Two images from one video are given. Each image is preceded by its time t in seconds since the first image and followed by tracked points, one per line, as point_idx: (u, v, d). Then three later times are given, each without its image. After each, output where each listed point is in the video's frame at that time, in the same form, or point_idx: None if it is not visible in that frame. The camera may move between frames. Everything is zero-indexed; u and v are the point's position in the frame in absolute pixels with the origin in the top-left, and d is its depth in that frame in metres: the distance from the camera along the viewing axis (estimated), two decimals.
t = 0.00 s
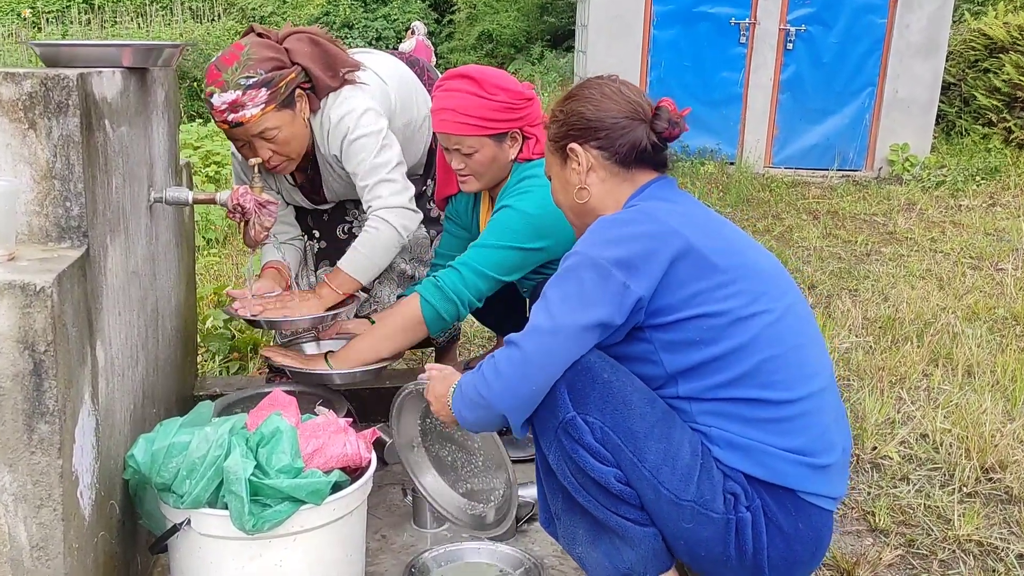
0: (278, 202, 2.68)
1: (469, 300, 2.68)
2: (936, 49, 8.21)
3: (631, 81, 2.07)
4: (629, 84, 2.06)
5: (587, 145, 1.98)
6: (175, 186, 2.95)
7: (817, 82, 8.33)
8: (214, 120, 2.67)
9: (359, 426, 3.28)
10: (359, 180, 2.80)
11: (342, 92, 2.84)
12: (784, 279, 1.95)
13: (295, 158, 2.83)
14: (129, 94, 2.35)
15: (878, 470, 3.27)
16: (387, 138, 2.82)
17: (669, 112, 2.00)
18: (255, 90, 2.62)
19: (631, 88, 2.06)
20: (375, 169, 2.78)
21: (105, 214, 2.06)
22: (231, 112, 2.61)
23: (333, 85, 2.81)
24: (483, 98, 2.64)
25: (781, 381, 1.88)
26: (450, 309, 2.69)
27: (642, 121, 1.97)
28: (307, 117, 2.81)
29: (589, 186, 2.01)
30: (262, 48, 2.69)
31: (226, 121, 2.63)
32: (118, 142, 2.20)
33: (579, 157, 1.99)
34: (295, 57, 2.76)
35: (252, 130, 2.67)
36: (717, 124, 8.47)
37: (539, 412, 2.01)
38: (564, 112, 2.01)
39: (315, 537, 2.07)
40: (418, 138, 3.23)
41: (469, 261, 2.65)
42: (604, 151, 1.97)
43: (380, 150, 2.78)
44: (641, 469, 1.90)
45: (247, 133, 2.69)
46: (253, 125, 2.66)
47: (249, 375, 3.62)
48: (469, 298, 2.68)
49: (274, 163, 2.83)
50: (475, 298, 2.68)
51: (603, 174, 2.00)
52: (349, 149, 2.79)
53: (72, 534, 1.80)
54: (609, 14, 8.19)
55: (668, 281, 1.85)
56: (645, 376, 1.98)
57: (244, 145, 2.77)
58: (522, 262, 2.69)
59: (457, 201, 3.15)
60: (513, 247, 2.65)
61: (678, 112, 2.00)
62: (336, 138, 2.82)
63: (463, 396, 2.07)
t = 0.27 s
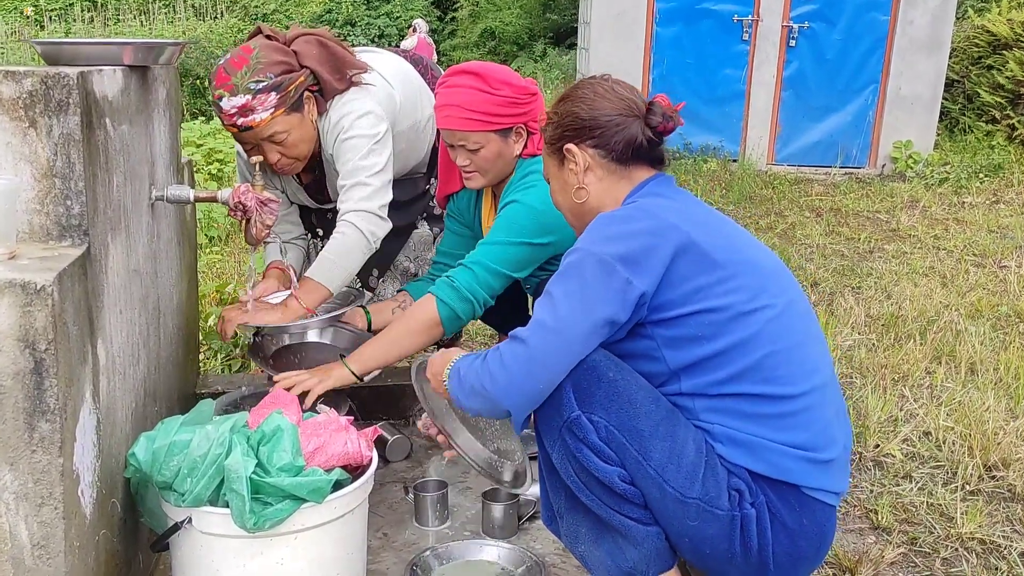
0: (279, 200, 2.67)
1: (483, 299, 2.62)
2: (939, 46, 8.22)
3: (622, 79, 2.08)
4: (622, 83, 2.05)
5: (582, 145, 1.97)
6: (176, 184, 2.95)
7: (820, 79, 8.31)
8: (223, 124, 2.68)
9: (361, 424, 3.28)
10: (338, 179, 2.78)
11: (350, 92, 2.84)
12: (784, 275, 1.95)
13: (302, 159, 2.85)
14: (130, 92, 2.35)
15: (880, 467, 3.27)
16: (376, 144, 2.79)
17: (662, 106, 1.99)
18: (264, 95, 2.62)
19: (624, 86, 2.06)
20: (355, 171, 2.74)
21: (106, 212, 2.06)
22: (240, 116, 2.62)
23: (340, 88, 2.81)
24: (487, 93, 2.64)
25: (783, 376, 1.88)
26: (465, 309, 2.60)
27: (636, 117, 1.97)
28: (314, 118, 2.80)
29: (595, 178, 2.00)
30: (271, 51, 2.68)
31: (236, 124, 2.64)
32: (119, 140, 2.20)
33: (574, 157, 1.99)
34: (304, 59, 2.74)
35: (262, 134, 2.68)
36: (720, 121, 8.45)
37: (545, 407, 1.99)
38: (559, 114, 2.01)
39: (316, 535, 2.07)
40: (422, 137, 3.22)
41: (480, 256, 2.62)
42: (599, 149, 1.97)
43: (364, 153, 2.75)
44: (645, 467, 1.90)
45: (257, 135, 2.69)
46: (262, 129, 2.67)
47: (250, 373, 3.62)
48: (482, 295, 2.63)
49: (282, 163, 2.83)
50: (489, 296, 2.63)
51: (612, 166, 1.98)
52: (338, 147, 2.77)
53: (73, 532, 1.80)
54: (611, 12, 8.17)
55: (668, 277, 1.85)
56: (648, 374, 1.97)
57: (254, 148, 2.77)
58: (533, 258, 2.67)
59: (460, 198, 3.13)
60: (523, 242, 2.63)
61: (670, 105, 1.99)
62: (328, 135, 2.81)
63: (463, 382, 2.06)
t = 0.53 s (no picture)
0: (281, 199, 2.66)
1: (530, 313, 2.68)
2: (942, 44, 8.19)
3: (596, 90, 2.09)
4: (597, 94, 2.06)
5: (569, 160, 1.98)
6: (178, 183, 2.95)
7: (823, 78, 8.30)
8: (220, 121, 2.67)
9: (363, 422, 3.28)
10: (370, 180, 2.78)
11: (348, 91, 2.84)
12: (774, 267, 1.93)
13: (300, 158, 2.86)
14: (132, 91, 2.35)
15: (883, 466, 3.26)
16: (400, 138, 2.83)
17: (645, 113, 2.02)
18: (261, 93, 2.61)
19: (599, 97, 2.07)
20: (388, 167, 2.77)
21: (108, 211, 2.06)
22: (238, 114, 2.61)
23: (339, 84, 2.81)
24: (492, 91, 2.64)
25: (772, 370, 1.87)
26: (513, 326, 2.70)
27: (619, 127, 1.99)
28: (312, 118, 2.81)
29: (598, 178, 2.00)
30: (267, 49, 2.68)
31: (233, 122, 2.63)
32: (121, 138, 2.20)
33: (563, 173, 1.99)
34: (300, 57, 2.74)
35: (259, 132, 2.67)
36: (722, 120, 8.44)
37: (538, 409, 1.98)
38: (539, 134, 2.01)
39: (318, 534, 2.07)
40: (423, 135, 3.21)
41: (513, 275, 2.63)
42: (588, 163, 1.98)
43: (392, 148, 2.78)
44: (641, 463, 1.90)
45: (253, 134, 2.68)
46: (260, 127, 2.67)
47: (252, 371, 3.62)
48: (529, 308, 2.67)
49: (279, 163, 2.84)
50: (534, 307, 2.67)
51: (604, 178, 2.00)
52: (359, 147, 2.78)
53: (75, 531, 1.80)
54: (614, 10, 8.16)
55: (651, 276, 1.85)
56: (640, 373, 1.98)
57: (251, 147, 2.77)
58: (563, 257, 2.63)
59: (462, 197, 3.13)
60: (545, 247, 2.60)
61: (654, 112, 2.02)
62: (344, 138, 2.80)
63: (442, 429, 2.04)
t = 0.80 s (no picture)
0: (283, 198, 2.67)
1: (490, 292, 2.81)
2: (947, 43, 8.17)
3: (571, 99, 2.13)
4: (574, 102, 2.10)
5: (557, 166, 2.00)
6: (181, 182, 2.95)
7: (827, 77, 8.29)
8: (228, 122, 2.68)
9: (366, 421, 3.28)
10: (389, 184, 2.83)
11: (357, 94, 2.86)
12: (757, 260, 1.94)
13: (308, 157, 2.86)
14: (134, 90, 2.35)
15: (886, 466, 3.26)
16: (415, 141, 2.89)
17: (627, 116, 2.08)
18: (269, 94, 2.62)
19: (576, 104, 2.11)
20: (408, 170, 2.84)
21: (110, 210, 2.06)
22: (245, 114, 2.62)
23: (346, 87, 2.82)
24: (497, 89, 2.66)
25: (762, 363, 1.87)
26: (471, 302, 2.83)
27: (603, 133, 2.03)
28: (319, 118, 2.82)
29: (590, 181, 2.01)
30: (277, 50, 2.69)
31: (240, 122, 2.63)
32: (123, 138, 2.20)
33: (552, 179, 2.01)
34: (309, 59, 2.75)
35: (266, 132, 2.67)
36: (726, 119, 8.43)
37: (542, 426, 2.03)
38: (524, 142, 2.02)
39: (320, 532, 2.07)
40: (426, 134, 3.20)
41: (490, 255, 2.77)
42: (576, 168, 2.00)
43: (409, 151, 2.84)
44: (645, 462, 1.88)
45: (261, 134, 2.68)
46: (267, 127, 2.67)
47: (255, 371, 3.62)
48: (492, 291, 2.80)
49: (286, 162, 2.84)
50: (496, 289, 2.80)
51: (592, 185, 2.01)
52: (378, 151, 2.82)
53: (76, 530, 1.80)
54: (617, 9, 8.15)
55: (636, 280, 1.86)
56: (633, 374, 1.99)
57: (257, 147, 2.78)
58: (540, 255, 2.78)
59: (467, 195, 3.14)
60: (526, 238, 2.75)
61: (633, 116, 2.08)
62: (360, 143, 2.83)
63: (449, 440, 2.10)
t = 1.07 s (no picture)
0: (285, 198, 2.67)
1: (482, 291, 2.78)
2: (951, 41, 8.15)
3: (556, 108, 2.13)
4: (560, 110, 2.09)
5: (550, 173, 1.98)
6: (184, 181, 2.96)
7: (831, 76, 8.28)
8: (242, 93, 2.66)
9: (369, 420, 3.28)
10: (393, 175, 2.82)
11: (372, 81, 2.85)
12: (750, 256, 1.94)
13: (318, 136, 2.85)
14: (138, 90, 2.35)
15: (890, 466, 3.25)
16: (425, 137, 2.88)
17: (615, 122, 2.08)
18: (287, 68, 2.62)
19: (562, 112, 2.11)
20: (414, 164, 2.83)
21: (114, 210, 2.07)
22: (261, 86, 2.61)
23: (362, 71, 2.82)
24: (495, 90, 2.65)
25: (761, 360, 1.87)
26: (463, 301, 2.78)
27: (593, 138, 2.03)
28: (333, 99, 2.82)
29: (587, 183, 2.00)
30: (298, 27, 2.70)
31: (255, 95, 2.62)
32: (126, 137, 2.21)
33: (546, 186, 1.99)
34: (328, 38, 2.76)
35: (280, 106, 2.67)
36: (730, 118, 8.43)
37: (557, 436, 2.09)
38: (514, 151, 2.01)
39: (323, 532, 2.08)
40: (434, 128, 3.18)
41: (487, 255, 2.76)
42: (569, 173, 1.99)
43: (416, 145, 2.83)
44: (648, 459, 1.87)
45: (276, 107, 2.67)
46: (281, 101, 2.66)
47: (259, 370, 3.63)
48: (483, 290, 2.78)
49: (296, 138, 2.83)
50: (489, 289, 2.78)
51: (585, 188, 2.00)
52: (385, 141, 2.81)
53: (80, 529, 1.81)
54: (621, 9, 8.14)
55: (632, 286, 1.86)
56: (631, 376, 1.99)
57: (267, 121, 2.76)
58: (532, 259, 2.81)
59: (468, 196, 3.16)
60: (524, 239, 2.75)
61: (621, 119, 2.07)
62: (370, 129, 2.82)
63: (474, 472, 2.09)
